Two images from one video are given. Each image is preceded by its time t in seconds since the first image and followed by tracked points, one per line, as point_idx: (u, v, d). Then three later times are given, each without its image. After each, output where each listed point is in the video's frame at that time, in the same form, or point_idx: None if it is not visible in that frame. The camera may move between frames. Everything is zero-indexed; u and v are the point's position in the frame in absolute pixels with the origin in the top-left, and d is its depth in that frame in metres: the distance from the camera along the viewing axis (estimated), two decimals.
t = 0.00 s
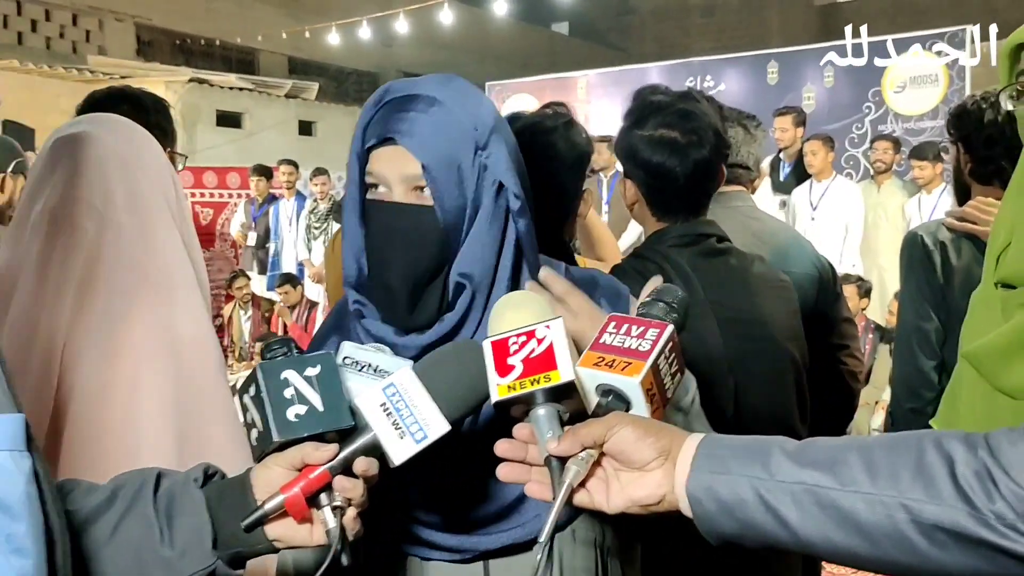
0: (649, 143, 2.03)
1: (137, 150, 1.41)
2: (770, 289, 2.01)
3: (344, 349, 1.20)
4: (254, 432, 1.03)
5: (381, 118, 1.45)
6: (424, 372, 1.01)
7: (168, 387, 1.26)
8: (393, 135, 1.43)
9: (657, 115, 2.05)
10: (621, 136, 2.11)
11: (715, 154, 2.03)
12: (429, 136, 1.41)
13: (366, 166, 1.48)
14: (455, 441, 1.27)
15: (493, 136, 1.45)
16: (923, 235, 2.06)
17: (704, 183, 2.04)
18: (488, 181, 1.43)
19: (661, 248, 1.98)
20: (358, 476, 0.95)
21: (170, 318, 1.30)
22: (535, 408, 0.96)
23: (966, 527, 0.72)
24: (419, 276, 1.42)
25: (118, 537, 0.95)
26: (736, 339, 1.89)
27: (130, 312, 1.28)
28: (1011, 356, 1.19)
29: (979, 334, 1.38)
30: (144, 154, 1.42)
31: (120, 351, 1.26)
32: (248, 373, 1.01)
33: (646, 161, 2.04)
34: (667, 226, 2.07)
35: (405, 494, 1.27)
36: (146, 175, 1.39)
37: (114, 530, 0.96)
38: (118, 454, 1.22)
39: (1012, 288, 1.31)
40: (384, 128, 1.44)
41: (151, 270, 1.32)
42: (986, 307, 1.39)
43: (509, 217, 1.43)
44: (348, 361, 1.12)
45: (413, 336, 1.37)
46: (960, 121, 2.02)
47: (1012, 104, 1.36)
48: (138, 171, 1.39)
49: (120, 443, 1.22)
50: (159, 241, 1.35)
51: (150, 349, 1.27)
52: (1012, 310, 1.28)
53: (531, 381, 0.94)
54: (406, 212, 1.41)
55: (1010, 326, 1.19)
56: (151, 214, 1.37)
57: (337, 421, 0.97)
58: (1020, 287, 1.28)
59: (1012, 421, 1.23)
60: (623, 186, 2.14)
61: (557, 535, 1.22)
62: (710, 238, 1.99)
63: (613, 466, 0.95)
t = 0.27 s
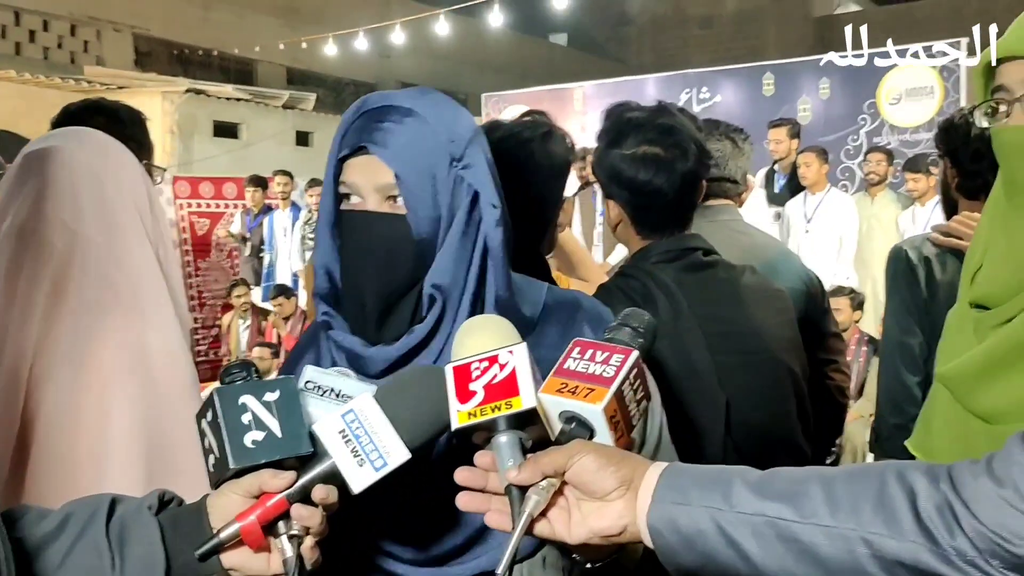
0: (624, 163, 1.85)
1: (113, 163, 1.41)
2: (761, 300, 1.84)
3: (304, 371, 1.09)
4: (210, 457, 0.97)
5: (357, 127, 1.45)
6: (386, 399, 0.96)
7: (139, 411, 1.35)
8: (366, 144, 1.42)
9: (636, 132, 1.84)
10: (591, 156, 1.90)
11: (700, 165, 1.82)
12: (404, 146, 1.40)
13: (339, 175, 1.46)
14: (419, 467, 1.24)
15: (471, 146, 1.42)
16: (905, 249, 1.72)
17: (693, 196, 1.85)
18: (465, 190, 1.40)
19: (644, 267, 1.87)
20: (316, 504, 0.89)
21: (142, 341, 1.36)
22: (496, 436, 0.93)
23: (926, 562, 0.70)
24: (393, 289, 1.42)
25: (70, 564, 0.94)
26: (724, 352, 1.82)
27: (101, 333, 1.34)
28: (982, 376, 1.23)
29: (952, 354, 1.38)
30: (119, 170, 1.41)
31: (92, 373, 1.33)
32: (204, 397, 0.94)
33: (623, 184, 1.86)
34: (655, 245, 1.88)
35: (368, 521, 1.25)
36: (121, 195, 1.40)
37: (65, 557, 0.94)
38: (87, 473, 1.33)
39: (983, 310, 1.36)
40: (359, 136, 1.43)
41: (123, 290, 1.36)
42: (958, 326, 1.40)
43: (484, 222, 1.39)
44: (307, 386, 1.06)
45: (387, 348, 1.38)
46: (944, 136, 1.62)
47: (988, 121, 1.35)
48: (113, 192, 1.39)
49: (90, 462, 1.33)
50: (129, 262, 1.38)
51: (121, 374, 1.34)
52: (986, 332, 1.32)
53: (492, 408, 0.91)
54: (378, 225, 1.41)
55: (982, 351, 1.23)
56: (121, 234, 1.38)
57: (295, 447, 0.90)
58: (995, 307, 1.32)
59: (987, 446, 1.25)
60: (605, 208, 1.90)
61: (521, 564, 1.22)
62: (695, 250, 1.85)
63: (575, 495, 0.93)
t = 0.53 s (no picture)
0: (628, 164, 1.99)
1: (96, 155, 1.44)
2: (765, 296, 2.01)
3: (300, 369, 1.06)
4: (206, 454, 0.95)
5: (386, 94, 1.44)
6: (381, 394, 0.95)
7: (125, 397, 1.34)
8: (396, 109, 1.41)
9: (631, 135, 2.02)
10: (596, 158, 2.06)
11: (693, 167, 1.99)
12: (434, 119, 1.39)
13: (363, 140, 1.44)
14: (413, 466, 1.24)
15: (495, 130, 1.45)
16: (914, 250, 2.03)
17: (687, 197, 2.01)
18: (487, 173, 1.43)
19: (647, 263, 1.98)
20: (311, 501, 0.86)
21: (128, 328, 1.36)
22: (492, 432, 0.92)
23: (923, 558, 0.68)
24: (403, 256, 1.37)
25: (60, 561, 0.91)
26: (724, 351, 1.92)
27: (87, 319, 1.34)
28: (979, 375, 1.20)
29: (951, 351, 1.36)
30: (103, 162, 1.44)
31: (78, 359, 1.32)
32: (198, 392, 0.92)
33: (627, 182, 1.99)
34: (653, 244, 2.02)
35: (363, 519, 1.24)
36: (106, 185, 1.42)
37: (55, 554, 0.91)
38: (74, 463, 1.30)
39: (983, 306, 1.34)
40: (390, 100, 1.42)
41: (106, 278, 1.37)
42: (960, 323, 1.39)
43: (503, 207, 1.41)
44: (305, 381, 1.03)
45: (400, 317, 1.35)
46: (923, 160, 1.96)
47: (987, 114, 1.32)
48: (97, 182, 1.41)
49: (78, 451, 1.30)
50: (116, 252, 1.39)
51: (108, 359, 1.34)
52: (983, 327, 1.29)
53: (487, 404, 0.90)
54: (399, 188, 1.36)
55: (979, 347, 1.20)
56: (106, 222, 1.40)
57: (288, 443, 0.87)
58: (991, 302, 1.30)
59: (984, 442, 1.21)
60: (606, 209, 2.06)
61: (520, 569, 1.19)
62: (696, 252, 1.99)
63: (571, 492, 0.92)
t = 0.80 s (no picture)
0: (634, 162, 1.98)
1: (58, 150, 1.34)
2: (767, 298, 2.00)
3: (292, 370, 1.04)
4: (194, 455, 0.93)
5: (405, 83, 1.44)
6: (376, 394, 0.92)
7: (85, 405, 1.24)
8: (414, 96, 1.42)
9: (642, 135, 1.98)
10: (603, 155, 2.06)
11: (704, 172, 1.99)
12: (450, 107, 1.40)
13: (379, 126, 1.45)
14: (405, 469, 1.22)
15: (507, 124, 1.44)
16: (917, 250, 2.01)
17: (693, 201, 2.00)
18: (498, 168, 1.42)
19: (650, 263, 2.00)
20: (302, 504, 0.84)
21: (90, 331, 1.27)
22: (486, 435, 0.90)
23: (927, 567, 0.67)
24: (412, 241, 1.36)
25: (45, 566, 0.89)
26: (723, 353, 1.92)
27: (46, 320, 1.24)
28: (974, 376, 1.18)
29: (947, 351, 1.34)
30: (67, 158, 1.35)
31: (35, 364, 1.22)
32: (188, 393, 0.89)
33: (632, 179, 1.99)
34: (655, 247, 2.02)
35: (355, 522, 1.22)
36: (70, 182, 1.33)
37: (40, 558, 0.89)
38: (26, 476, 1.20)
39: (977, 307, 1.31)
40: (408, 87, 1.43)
41: (67, 277, 1.27)
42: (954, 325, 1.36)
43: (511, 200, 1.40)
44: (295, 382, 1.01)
45: (408, 303, 1.34)
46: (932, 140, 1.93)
47: (982, 114, 1.31)
48: (60, 179, 1.31)
49: (32, 463, 1.20)
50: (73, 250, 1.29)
51: (69, 362, 1.24)
52: (976, 329, 1.27)
53: (482, 407, 0.88)
54: (411, 171, 1.37)
55: (972, 347, 1.18)
56: (70, 219, 1.30)
57: (280, 445, 0.86)
58: (983, 304, 1.28)
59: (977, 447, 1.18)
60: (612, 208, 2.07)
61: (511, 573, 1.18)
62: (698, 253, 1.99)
63: (567, 497, 0.90)
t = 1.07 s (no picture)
0: (646, 162, 2.08)
1: (28, 143, 1.22)
2: (770, 301, 2.05)
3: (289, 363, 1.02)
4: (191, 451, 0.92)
5: (415, 81, 1.41)
6: (374, 389, 0.92)
7: (59, 417, 1.13)
8: (427, 96, 1.39)
9: (659, 136, 2.06)
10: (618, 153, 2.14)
11: (715, 177, 2.04)
12: (466, 108, 1.39)
13: (390, 124, 1.41)
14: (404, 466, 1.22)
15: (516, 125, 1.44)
16: (916, 251, 2.02)
17: (705, 206, 2.06)
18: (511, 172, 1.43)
19: (655, 261, 2.09)
20: (301, 499, 0.84)
21: (63, 337, 1.15)
22: (485, 431, 0.90)
23: (929, 566, 0.66)
24: (436, 245, 1.36)
25: (42, 565, 0.86)
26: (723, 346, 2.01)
27: (15, 325, 1.12)
28: (969, 375, 1.17)
29: (943, 350, 1.34)
30: (38, 150, 1.22)
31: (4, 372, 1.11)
32: (185, 389, 0.89)
33: (646, 178, 2.08)
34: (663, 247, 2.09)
35: (353, 518, 1.22)
36: (40, 177, 1.20)
37: (37, 558, 0.86)
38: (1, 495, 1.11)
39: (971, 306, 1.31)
40: (421, 87, 1.39)
41: (40, 279, 1.16)
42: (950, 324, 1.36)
43: (525, 203, 1.43)
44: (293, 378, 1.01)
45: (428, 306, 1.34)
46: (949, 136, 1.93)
47: (977, 112, 1.31)
48: (29, 174, 1.19)
49: None
50: (46, 251, 1.17)
51: (40, 370, 1.13)
52: (972, 327, 1.27)
53: (481, 402, 0.87)
54: (431, 175, 1.36)
55: (968, 346, 1.18)
56: (40, 216, 1.18)
57: (277, 441, 0.85)
58: (980, 302, 1.28)
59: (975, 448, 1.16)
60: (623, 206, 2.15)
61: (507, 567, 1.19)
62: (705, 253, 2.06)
63: (566, 493, 0.89)
